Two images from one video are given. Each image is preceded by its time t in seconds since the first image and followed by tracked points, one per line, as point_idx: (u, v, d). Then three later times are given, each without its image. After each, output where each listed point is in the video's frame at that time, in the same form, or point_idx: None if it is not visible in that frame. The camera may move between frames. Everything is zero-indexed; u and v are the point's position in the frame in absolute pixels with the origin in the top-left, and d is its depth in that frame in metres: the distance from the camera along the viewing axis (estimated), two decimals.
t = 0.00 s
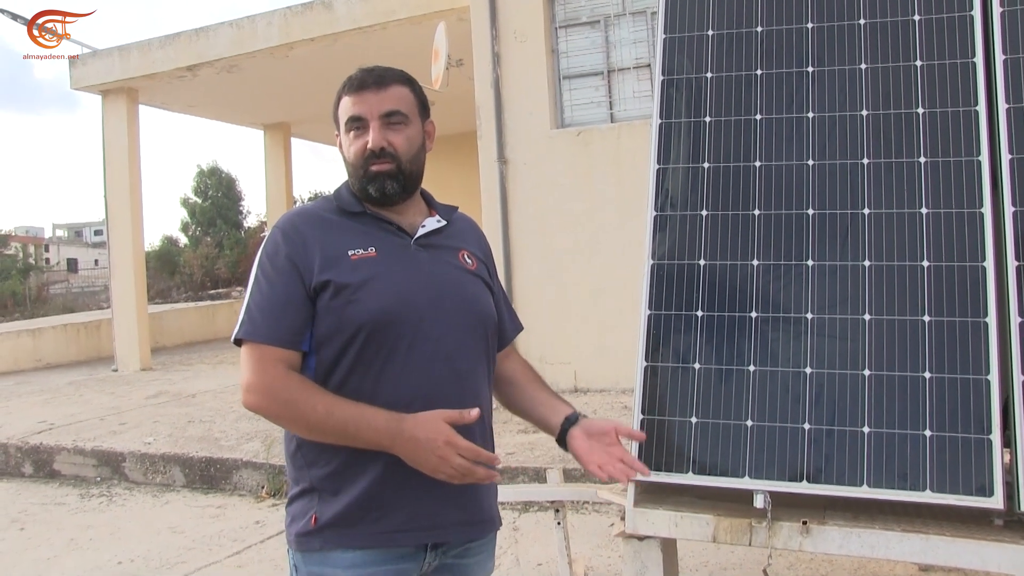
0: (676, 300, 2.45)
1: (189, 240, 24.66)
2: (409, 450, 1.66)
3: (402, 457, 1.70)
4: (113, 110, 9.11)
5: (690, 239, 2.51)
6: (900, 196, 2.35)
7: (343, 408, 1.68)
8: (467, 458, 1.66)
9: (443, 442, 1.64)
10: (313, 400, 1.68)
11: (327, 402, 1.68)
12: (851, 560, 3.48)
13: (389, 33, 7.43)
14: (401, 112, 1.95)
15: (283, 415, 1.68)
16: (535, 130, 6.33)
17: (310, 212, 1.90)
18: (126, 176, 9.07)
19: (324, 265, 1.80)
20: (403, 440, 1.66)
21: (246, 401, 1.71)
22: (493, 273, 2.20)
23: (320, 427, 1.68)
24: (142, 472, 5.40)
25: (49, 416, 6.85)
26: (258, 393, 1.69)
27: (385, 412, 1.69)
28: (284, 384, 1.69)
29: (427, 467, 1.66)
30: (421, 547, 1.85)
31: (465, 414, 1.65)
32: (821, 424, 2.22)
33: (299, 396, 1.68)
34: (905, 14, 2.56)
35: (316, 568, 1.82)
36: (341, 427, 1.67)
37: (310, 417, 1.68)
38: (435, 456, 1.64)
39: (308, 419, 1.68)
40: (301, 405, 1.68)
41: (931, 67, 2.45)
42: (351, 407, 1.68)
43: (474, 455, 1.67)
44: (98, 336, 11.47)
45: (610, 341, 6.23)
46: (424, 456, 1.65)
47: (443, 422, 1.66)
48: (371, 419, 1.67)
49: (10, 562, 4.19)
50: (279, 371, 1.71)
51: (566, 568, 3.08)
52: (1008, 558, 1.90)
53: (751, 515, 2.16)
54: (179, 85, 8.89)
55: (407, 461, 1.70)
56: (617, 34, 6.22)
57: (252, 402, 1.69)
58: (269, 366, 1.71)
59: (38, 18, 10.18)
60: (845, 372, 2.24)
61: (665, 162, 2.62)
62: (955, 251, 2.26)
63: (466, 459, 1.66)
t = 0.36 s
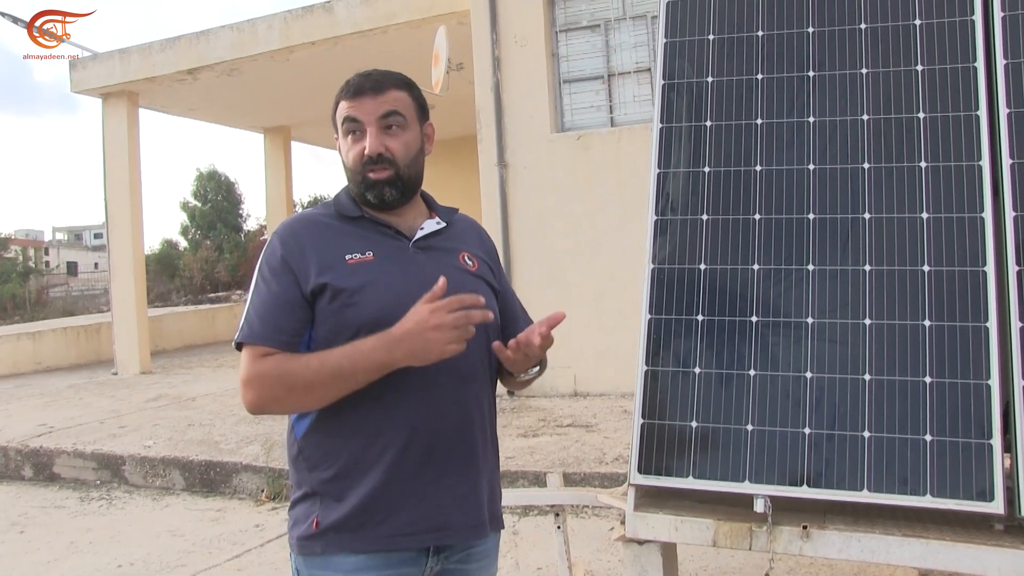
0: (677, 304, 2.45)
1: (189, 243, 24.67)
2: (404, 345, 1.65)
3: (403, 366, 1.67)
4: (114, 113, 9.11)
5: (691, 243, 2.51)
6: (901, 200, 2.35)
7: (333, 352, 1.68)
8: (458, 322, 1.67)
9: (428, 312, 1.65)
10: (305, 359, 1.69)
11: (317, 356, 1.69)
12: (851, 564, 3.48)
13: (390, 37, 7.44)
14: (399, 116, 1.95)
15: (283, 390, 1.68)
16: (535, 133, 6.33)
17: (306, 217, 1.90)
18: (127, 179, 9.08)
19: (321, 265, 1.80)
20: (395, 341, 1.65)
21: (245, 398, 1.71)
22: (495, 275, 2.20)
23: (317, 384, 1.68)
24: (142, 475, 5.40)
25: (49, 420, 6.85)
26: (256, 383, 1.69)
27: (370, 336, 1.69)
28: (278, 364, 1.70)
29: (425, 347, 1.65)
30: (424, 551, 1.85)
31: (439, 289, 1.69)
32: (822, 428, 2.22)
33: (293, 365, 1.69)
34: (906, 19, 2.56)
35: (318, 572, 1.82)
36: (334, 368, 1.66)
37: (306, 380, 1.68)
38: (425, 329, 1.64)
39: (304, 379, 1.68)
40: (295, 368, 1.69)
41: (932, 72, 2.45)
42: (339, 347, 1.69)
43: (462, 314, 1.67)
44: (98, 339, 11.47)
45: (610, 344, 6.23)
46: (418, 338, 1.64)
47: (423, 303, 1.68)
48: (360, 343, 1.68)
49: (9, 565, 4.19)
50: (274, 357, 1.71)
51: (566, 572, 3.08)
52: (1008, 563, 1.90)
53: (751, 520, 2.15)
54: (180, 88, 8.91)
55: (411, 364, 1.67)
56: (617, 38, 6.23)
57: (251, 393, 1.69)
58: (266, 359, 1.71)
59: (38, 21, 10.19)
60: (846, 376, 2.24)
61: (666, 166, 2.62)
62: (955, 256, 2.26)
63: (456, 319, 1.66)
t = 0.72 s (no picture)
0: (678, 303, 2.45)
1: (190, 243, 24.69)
2: (396, 393, 1.67)
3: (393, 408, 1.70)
4: (114, 113, 9.11)
5: (691, 242, 2.51)
6: (903, 198, 2.34)
7: (331, 379, 1.72)
8: (455, 384, 1.67)
9: (426, 369, 1.65)
10: (300, 380, 1.73)
11: (313, 378, 1.73)
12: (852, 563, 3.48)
13: (390, 36, 7.44)
14: (399, 113, 1.95)
15: (275, 406, 1.72)
16: (535, 133, 6.33)
17: (309, 217, 1.90)
18: (128, 179, 9.08)
19: (319, 268, 1.80)
20: (390, 386, 1.68)
21: (242, 404, 1.76)
22: (501, 276, 2.20)
23: (309, 405, 1.72)
24: (143, 475, 5.40)
25: (51, 419, 6.85)
26: (251, 393, 1.73)
27: (368, 371, 1.71)
28: (275, 376, 1.73)
29: (416, 402, 1.66)
30: (424, 553, 1.84)
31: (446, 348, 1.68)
32: (823, 427, 2.22)
33: (289, 381, 1.73)
34: (908, 16, 2.55)
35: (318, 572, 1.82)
36: (328, 395, 1.70)
37: (300, 398, 1.72)
38: (421, 384, 1.65)
39: (298, 399, 1.72)
40: (290, 388, 1.72)
41: (934, 70, 2.45)
42: (336, 376, 1.72)
43: (460, 377, 1.68)
44: (99, 339, 11.48)
45: (611, 343, 6.23)
46: (412, 392, 1.66)
47: (427, 356, 1.68)
48: (354, 379, 1.70)
49: (11, 565, 4.19)
50: (270, 367, 1.74)
51: (567, 571, 3.08)
52: (1010, 562, 1.89)
53: (753, 519, 2.15)
54: (180, 88, 8.91)
55: (399, 409, 1.70)
56: (617, 37, 6.22)
57: (245, 402, 1.73)
58: (264, 367, 1.74)
59: (39, 22, 10.19)
60: (847, 374, 2.24)
61: (667, 164, 2.62)
62: (958, 254, 2.25)
63: (453, 382, 1.66)
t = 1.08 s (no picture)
0: (680, 300, 2.45)
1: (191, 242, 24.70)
2: (404, 349, 1.67)
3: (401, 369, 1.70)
4: (115, 112, 9.11)
5: (692, 239, 2.51)
6: (904, 195, 2.34)
7: (333, 354, 1.70)
8: (457, 324, 1.71)
9: (434, 319, 1.67)
10: (304, 362, 1.71)
11: (316, 359, 1.71)
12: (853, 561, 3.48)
13: (390, 34, 7.44)
14: (404, 106, 1.95)
15: (281, 392, 1.71)
16: (536, 130, 6.33)
17: (310, 214, 1.90)
18: (128, 177, 9.07)
19: (322, 263, 1.80)
20: (395, 345, 1.67)
21: (245, 400, 1.75)
22: (501, 273, 2.20)
23: (315, 386, 1.70)
24: (145, 473, 5.40)
25: (52, 418, 6.86)
26: (256, 385, 1.72)
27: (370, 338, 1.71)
28: (278, 365, 1.72)
29: (426, 351, 1.68)
30: (427, 553, 1.84)
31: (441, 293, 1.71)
32: (824, 424, 2.22)
33: (293, 366, 1.71)
34: (908, 13, 2.55)
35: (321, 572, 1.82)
36: (333, 371, 1.69)
37: (305, 382, 1.70)
38: (427, 331, 1.67)
39: (303, 383, 1.70)
40: (294, 372, 1.71)
41: (934, 67, 2.45)
42: (338, 351, 1.70)
43: (461, 315, 1.71)
44: (100, 337, 11.48)
45: (612, 341, 6.22)
46: (419, 343, 1.67)
47: (424, 305, 1.70)
48: (359, 350, 1.69)
49: (13, 562, 4.20)
50: (273, 358, 1.73)
51: (568, 569, 3.08)
52: (1011, 560, 1.89)
53: (754, 516, 2.15)
54: (180, 87, 8.91)
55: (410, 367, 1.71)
56: (618, 34, 6.22)
57: (249, 396, 1.72)
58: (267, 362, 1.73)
59: (38, 20, 10.19)
60: (848, 371, 2.24)
61: (668, 161, 2.62)
62: (959, 251, 2.25)
63: (456, 322, 1.70)
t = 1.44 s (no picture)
0: (681, 298, 2.45)
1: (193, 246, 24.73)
2: (416, 401, 1.69)
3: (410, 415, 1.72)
4: (116, 116, 9.12)
5: (693, 237, 2.51)
6: (905, 191, 2.33)
7: (343, 383, 1.71)
8: (478, 402, 1.69)
9: (450, 384, 1.67)
10: (313, 383, 1.72)
11: (326, 383, 1.72)
12: (858, 558, 3.47)
13: (390, 36, 7.44)
14: (409, 103, 1.96)
15: (286, 406, 1.71)
16: (537, 130, 6.33)
17: (314, 214, 1.89)
18: (129, 181, 9.08)
19: (328, 265, 1.80)
20: (408, 393, 1.69)
21: (248, 404, 1.74)
22: (501, 276, 2.20)
23: (321, 409, 1.71)
24: (149, 477, 5.41)
25: (56, 423, 6.87)
26: (260, 394, 1.72)
27: (385, 375, 1.72)
28: (285, 378, 1.72)
29: (435, 414, 1.68)
30: (430, 556, 1.83)
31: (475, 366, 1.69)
32: (827, 421, 2.22)
33: (301, 385, 1.71)
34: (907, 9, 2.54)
35: None
36: (342, 402, 1.70)
37: (311, 402, 1.71)
38: (444, 398, 1.67)
39: (309, 405, 1.71)
40: (301, 390, 1.71)
41: (934, 62, 2.44)
42: (351, 381, 1.71)
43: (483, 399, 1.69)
44: (103, 342, 11.49)
45: (615, 340, 6.21)
46: (433, 405, 1.67)
47: (451, 371, 1.69)
48: (372, 385, 1.70)
49: (18, 568, 4.20)
50: (279, 369, 1.73)
51: (573, 569, 3.07)
52: (1017, 556, 1.88)
53: (758, 514, 2.15)
54: (180, 91, 8.92)
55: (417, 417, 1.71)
56: (617, 33, 6.22)
57: (253, 403, 1.72)
58: (271, 368, 1.73)
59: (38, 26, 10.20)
60: (851, 368, 2.24)
61: (668, 160, 2.61)
62: (961, 246, 2.24)
63: (477, 401, 1.68)
